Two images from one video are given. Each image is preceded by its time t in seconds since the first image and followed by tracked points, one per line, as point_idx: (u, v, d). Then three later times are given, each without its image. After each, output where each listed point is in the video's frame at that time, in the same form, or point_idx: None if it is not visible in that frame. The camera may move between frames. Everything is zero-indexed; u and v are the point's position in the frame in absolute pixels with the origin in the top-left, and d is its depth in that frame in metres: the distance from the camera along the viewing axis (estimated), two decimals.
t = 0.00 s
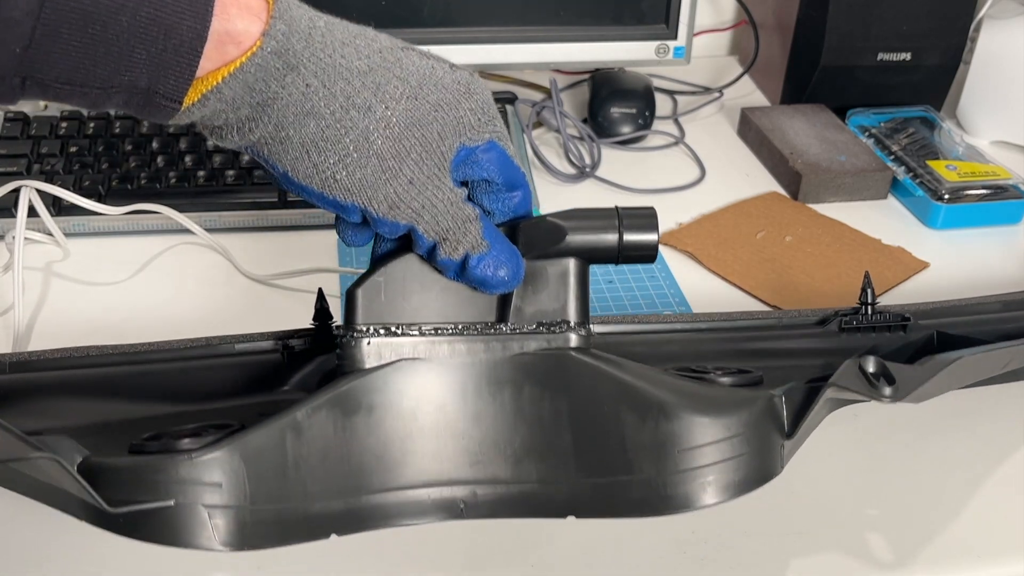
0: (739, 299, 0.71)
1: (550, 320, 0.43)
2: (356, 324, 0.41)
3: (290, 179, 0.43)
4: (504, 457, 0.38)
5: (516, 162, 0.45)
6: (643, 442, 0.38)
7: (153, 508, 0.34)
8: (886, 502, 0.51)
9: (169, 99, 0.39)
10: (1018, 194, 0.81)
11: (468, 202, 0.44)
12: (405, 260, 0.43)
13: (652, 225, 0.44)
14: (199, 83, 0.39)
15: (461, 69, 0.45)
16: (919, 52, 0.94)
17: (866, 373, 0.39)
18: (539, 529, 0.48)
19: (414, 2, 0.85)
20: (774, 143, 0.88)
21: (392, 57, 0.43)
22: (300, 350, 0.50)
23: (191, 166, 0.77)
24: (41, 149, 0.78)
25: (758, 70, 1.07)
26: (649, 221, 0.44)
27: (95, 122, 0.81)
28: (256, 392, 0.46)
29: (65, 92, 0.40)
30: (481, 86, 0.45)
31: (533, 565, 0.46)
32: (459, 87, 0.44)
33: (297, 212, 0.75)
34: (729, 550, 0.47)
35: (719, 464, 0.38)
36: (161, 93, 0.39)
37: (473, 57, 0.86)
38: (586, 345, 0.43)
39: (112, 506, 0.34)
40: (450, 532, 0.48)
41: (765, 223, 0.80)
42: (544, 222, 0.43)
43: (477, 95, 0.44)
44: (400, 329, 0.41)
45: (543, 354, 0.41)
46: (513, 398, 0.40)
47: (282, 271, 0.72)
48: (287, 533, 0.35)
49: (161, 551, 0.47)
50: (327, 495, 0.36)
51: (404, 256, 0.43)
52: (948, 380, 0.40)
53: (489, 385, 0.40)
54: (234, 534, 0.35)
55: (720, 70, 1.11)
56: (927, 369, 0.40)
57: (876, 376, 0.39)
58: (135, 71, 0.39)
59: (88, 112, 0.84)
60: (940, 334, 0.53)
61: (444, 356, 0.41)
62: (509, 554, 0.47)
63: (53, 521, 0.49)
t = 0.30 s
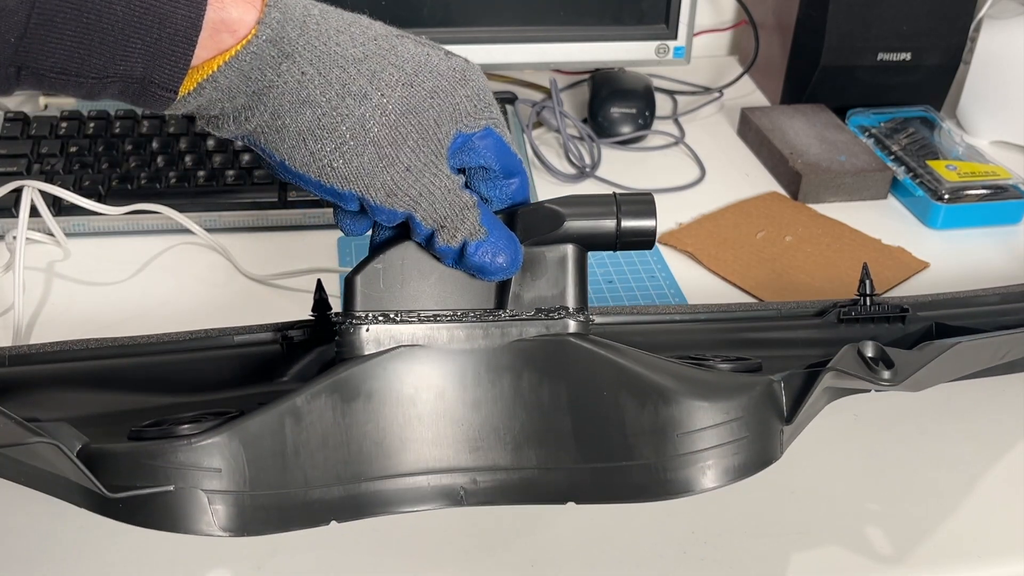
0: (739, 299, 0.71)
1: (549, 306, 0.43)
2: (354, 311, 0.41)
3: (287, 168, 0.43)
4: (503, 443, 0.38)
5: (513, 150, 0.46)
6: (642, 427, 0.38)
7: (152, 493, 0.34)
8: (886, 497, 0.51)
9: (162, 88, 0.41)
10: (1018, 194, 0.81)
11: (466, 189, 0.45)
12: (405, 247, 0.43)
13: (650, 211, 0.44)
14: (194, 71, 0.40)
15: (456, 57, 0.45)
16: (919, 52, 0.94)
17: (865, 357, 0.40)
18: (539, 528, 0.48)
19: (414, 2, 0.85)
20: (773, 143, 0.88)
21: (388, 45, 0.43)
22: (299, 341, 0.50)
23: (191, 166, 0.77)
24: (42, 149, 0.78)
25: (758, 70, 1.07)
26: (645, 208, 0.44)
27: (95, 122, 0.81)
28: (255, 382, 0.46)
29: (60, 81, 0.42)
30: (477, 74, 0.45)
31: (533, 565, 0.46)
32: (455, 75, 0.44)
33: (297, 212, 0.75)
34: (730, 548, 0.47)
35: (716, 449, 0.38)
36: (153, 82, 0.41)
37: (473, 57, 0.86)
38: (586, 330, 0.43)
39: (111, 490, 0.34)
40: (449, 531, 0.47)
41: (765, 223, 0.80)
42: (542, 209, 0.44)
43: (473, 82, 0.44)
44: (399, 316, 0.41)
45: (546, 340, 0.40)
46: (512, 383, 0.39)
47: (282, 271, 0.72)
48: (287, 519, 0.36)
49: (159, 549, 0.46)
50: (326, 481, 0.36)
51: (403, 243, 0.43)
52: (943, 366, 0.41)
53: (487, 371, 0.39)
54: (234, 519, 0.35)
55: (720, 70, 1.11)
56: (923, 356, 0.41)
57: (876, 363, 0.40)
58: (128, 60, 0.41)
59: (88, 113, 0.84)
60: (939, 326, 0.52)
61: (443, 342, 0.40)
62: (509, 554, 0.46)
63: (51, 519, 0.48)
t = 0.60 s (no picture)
0: (739, 299, 0.71)
1: (549, 306, 0.43)
2: (355, 311, 0.41)
3: (286, 168, 0.44)
4: (504, 443, 0.38)
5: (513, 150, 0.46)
6: (642, 427, 0.38)
7: (153, 492, 0.34)
8: (886, 497, 0.51)
9: (164, 90, 0.40)
10: (1018, 194, 0.81)
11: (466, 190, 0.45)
12: (406, 248, 0.43)
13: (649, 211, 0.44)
14: (194, 72, 0.39)
15: (456, 57, 0.45)
16: (919, 52, 0.94)
17: (864, 358, 0.40)
18: (540, 528, 0.48)
19: (414, 2, 0.85)
20: (773, 143, 0.88)
21: (388, 47, 0.43)
22: (299, 342, 0.50)
23: (191, 166, 0.77)
24: (42, 148, 0.78)
25: (758, 70, 1.07)
26: (644, 208, 0.44)
27: (95, 122, 0.81)
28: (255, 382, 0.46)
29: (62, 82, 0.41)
30: (476, 74, 0.45)
31: (534, 565, 0.46)
32: (455, 75, 0.44)
33: (297, 212, 0.75)
34: (730, 548, 0.47)
35: (716, 449, 0.38)
36: (155, 83, 0.40)
37: (473, 58, 0.86)
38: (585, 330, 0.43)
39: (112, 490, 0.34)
40: (449, 530, 0.47)
41: (765, 223, 0.80)
42: (542, 210, 0.44)
43: (472, 82, 0.45)
44: (398, 316, 0.41)
45: (546, 340, 0.40)
46: (512, 384, 0.39)
47: (282, 270, 0.72)
48: (288, 518, 0.36)
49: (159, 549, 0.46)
50: (326, 480, 0.36)
51: (403, 244, 0.43)
52: (941, 368, 0.41)
53: (488, 371, 0.39)
54: (235, 519, 0.35)
55: (720, 70, 1.11)
56: (921, 357, 0.41)
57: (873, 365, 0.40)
58: (129, 62, 0.40)
59: (88, 113, 0.84)
60: (937, 326, 0.52)
61: (443, 341, 0.40)
62: (511, 554, 0.46)
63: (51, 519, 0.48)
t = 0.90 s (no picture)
0: (741, 299, 0.70)
1: (553, 381, 0.46)
2: (362, 393, 0.44)
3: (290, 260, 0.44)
4: (506, 513, 0.44)
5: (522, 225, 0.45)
6: (637, 509, 0.43)
7: None
8: (875, 503, 0.51)
9: (163, 184, 0.38)
10: (1017, 194, 0.81)
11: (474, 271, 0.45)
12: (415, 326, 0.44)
13: (655, 287, 0.44)
14: (194, 176, 0.39)
15: (463, 144, 0.44)
16: (919, 52, 0.94)
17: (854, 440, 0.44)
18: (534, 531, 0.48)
19: (414, 1, 0.83)
20: (773, 143, 0.88)
21: (395, 145, 0.42)
22: (304, 379, 0.50)
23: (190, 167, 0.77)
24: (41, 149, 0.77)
25: (758, 70, 1.07)
26: (651, 284, 0.44)
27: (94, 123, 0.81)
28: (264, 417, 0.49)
29: (54, 171, 0.38)
30: (483, 163, 0.44)
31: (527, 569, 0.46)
32: (462, 166, 0.43)
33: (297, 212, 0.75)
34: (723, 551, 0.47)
35: (701, 530, 0.43)
36: (155, 178, 0.38)
37: (473, 58, 0.85)
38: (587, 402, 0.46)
39: None
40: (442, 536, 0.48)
41: (765, 223, 0.80)
42: (550, 292, 0.44)
43: (481, 171, 0.44)
44: (407, 396, 0.44)
45: (546, 419, 0.45)
46: (517, 461, 0.44)
47: (282, 271, 0.71)
48: None
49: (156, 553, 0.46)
50: (351, 549, 0.42)
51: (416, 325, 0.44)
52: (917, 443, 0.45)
53: (495, 451, 0.44)
54: None
55: (720, 70, 1.11)
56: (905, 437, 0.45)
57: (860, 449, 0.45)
58: (127, 156, 0.38)
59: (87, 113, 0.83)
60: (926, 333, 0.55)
61: (451, 422, 0.44)
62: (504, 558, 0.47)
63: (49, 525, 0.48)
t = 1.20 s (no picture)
0: (741, 299, 0.70)
1: (555, 390, 0.45)
2: (364, 402, 0.43)
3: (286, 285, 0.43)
4: (508, 521, 0.45)
5: (515, 228, 0.45)
6: (637, 519, 0.44)
7: None
8: (876, 505, 0.51)
9: (137, 208, 0.39)
10: (1017, 194, 0.81)
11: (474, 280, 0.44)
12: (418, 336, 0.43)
13: (657, 296, 0.44)
14: (170, 198, 0.39)
15: (451, 150, 0.43)
16: (919, 52, 0.94)
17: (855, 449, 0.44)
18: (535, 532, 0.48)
19: (413, 1, 0.83)
20: (773, 143, 0.88)
21: (378, 156, 0.41)
22: (307, 381, 0.50)
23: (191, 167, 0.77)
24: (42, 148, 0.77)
25: (758, 69, 1.07)
26: (654, 293, 0.44)
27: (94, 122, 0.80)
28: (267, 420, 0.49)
29: (25, 191, 0.39)
30: (472, 168, 0.44)
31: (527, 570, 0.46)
32: (450, 174, 0.43)
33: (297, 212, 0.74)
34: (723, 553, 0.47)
35: (702, 539, 0.43)
36: (129, 203, 0.39)
37: (473, 57, 0.85)
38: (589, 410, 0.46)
39: None
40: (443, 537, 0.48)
41: (765, 223, 0.80)
42: (554, 302, 0.43)
43: (471, 176, 0.43)
44: (409, 404, 0.44)
45: (548, 429, 0.45)
46: (519, 469, 0.44)
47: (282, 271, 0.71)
48: None
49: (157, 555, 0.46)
50: (353, 555, 0.43)
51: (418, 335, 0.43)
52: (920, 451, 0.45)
53: (497, 459, 0.44)
54: None
55: (720, 70, 1.11)
56: (908, 445, 0.44)
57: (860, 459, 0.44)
58: (101, 181, 0.38)
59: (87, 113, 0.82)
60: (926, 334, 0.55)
61: (452, 431, 0.44)
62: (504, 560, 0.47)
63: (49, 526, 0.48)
